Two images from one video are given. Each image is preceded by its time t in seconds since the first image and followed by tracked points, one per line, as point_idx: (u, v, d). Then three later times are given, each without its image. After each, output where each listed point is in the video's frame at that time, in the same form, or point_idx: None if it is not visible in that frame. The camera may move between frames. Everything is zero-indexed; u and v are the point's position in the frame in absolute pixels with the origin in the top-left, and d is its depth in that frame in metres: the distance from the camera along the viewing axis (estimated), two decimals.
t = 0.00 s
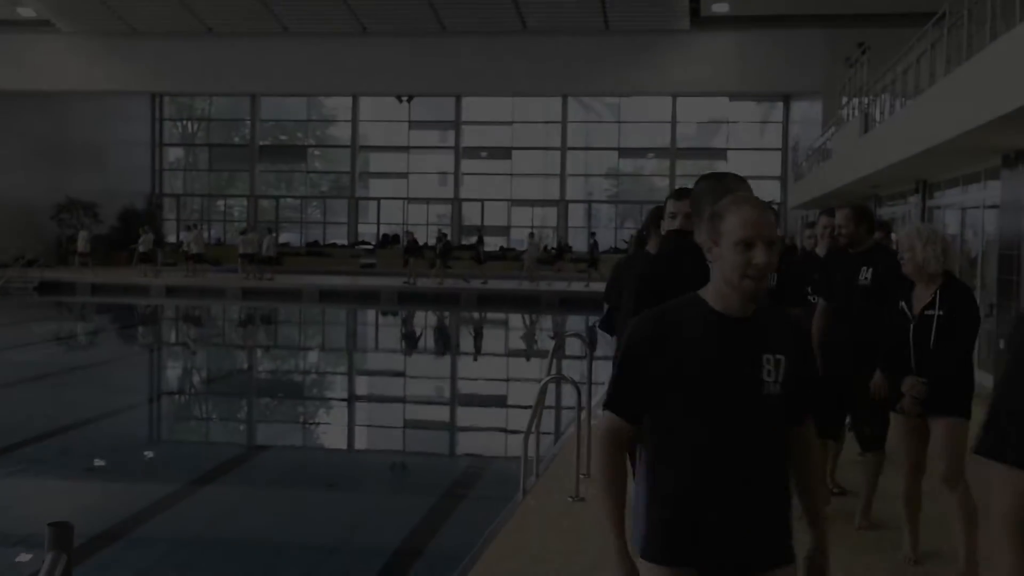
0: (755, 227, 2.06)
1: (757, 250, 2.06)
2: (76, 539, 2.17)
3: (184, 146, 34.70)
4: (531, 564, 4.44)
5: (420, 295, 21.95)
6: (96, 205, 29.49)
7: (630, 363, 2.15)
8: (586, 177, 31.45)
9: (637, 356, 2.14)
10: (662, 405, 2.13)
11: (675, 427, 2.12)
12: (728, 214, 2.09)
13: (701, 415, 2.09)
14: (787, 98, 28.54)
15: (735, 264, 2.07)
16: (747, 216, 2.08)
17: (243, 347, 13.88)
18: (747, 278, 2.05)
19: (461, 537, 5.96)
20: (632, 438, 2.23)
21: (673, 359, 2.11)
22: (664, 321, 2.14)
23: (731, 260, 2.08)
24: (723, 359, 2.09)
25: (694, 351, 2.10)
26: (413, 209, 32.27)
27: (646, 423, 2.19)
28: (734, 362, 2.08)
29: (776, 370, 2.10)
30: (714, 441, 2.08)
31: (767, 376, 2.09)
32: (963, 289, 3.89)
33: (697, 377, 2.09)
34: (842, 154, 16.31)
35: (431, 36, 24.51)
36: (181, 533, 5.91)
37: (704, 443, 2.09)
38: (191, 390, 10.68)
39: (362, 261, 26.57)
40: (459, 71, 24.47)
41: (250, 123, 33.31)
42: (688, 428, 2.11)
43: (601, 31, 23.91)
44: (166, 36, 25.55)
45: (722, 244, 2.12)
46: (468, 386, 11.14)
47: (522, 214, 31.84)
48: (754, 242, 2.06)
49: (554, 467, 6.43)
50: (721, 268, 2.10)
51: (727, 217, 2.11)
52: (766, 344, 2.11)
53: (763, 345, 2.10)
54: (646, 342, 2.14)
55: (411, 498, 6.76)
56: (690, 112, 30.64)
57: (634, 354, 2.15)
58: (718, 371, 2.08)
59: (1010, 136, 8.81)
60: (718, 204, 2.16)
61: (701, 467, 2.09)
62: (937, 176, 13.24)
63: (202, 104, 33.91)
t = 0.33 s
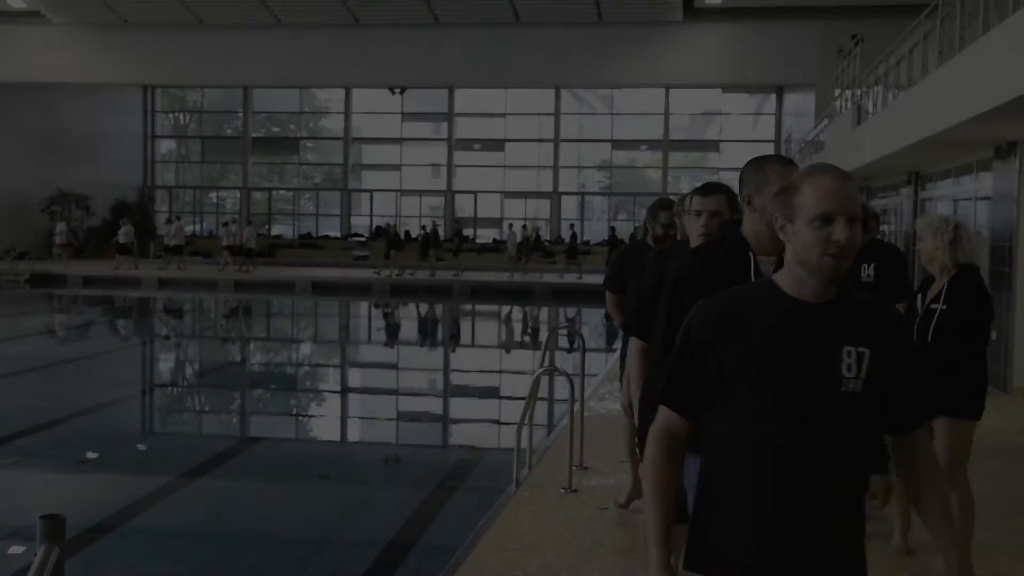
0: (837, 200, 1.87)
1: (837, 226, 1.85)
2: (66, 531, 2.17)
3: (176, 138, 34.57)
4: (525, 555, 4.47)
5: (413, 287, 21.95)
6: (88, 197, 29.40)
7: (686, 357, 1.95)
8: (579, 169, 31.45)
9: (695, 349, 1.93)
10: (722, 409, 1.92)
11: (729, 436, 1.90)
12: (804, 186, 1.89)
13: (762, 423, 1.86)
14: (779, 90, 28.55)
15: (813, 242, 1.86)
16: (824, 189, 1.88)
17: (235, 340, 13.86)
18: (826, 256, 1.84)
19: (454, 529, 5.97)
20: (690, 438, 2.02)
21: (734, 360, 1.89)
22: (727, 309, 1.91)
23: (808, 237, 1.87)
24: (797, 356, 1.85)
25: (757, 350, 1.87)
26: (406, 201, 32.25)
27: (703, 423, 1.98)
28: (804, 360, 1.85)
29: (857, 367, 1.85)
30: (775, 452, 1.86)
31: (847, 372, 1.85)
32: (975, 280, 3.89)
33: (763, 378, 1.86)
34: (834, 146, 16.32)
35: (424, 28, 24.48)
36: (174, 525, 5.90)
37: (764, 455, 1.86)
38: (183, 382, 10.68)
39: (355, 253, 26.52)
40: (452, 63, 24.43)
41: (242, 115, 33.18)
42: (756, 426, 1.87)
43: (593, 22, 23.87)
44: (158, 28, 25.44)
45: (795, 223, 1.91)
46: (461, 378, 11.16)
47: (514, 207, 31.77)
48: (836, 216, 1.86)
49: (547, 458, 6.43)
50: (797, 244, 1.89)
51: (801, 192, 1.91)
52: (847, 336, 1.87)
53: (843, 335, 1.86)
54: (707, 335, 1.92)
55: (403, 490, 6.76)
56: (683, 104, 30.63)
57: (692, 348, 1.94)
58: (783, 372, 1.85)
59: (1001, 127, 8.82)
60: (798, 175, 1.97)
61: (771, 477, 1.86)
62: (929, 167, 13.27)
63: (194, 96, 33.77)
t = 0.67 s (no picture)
0: (901, 208, 1.73)
1: (906, 236, 1.72)
2: (62, 529, 2.17)
3: (171, 136, 34.55)
4: (519, 552, 4.49)
5: (409, 285, 21.93)
6: (82, 195, 29.37)
7: (740, 411, 1.81)
8: (575, 167, 31.45)
9: (751, 403, 1.80)
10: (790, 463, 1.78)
11: (805, 493, 1.77)
12: (865, 199, 1.76)
13: (841, 472, 1.73)
14: (774, 88, 28.59)
15: (879, 260, 1.73)
16: (885, 198, 1.75)
17: (232, 338, 13.86)
18: (899, 272, 1.71)
19: (450, 527, 5.98)
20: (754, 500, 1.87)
21: (799, 407, 1.76)
22: (784, 352, 1.78)
23: (873, 254, 1.74)
24: (876, 398, 1.72)
25: (826, 391, 1.74)
26: (401, 198, 32.24)
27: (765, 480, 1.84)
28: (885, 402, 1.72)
29: (942, 402, 1.74)
30: (859, 502, 1.73)
31: (932, 409, 1.73)
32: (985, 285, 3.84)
33: (839, 421, 1.73)
34: (829, 145, 16.37)
35: (419, 26, 24.47)
36: (171, 522, 5.92)
37: (848, 506, 1.73)
38: (179, 380, 10.69)
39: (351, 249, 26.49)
40: (447, 61, 24.42)
41: (237, 113, 33.13)
42: (834, 470, 1.74)
43: (589, 20, 23.90)
44: (153, 25, 25.41)
45: (855, 238, 1.78)
46: (457, 376, 11.15)
47: (510, 205, 31.55)
48: (905, 225, 1.72)
49: (542, 457, 6.44)
50: (858, 263, 1.76)
51: (860, 203, 1.78)
52: (924, 367, 1.75)
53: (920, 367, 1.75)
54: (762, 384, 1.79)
55: (399, 488, 6.77)
56: (678, 101, 30.64)
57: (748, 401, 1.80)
58: (860, 415, 1.72)
59: (994, 125, 8.84)
60: (849, 184, 1.83)
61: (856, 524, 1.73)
62: (924, 165, 13.33)
63: (188, 94, 33.74)
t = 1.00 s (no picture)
0: None
1: None
2: (62, 527, 2.17)
3: (173, 134, 34.55)
4: (519, 552, 4.48)
5: (409, 283, 21.93)
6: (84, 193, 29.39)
7: (825, 421, 1.47)
8: (576, 166, 31.43)
9: (836, 410, 1.46)
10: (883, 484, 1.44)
11: (900, 526, 1.44)
12: (994, 168, 1.36)
13: (944, 491, 1.40)
14: (775, 87, 28.59)
15: (1010, 245, 1.35)
16: (1015, 166, 1.36)
17: (232, 336, 13.88)
18: None
19: (449, 526, 5.97)
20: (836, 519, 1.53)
21: (899, 407, 1.42)
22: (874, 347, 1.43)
23: (1003, 237, 1.35)
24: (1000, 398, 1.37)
25: (931, 388, 1.40)
26: (402, 197, 32.28)
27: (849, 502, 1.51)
28: (1008, 405, 1.38)
29: None
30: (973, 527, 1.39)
31: None
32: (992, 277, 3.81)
33: (950, 429, 1.39)
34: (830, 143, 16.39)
35: (421, 24, 24.47)
36: (171, 521, 5.92)
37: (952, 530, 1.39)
38: (179, 378, 10.69)
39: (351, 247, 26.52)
40: (448, 60, 24.43)
41: (238, 111, 33.16)
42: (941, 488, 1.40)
43: (590, 19, 23.90)
44: (155, 23, 25.40)
45: (975, 217, 1.38)
46: (458, 374, 11.15)
47: (511, 204, 31.63)
48: None
49: (543, 456, 6.42)
50: (979, 250, 1.37)
51: (985, 173, 1.38)
52: None
53: None
54: (852, 380, 1.44)
55: (399, 487, 6.76)
56: (679, 100, 30.64)
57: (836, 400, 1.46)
58: (974, 423, 1.38)
59: (999, 123, 8.82)
60: (963, 151, 1.43)
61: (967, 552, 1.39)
62: (925, 164, 13.36)
63: (190, 92, 33.72)
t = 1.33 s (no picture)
0: None
1: None
2: (44, 528, 2.16)
3: (159, 133, 34.42)
4: (507, 551, 4.47)
5: (397, 283, 21.88)
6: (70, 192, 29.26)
7: (959, 448, 1.31)
8: (564, 166, 31.44)
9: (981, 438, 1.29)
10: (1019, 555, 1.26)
11: None
12: None
13: None
14: (763, 88, 28.68)
15: None
16: None
17: (219, 336, 13.82)
18: None
19: (437, 526, 5.96)
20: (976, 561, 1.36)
21: None
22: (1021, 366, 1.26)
23: None
24: None
25: None
26: (390, 196, 32.26)
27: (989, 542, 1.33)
28: None
29: None
30: None
31: None
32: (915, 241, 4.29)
33: None
34: (818, 143, 16.42)
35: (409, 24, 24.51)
36: (158, 521, 5.90)
37: None
38: (166, 378, 10.66)
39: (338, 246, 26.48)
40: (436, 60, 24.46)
41: (226, 110, 32.94)
42: None
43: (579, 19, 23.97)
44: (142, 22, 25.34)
45: None
46: (446, 374, 11.16)
47: (499, 203, 31.72)
48: None
49: (530, 455, 6.43)
50: None
51: None
52: None
53: None
54: (982, 439, 1.29)
55: (387, 487, 6.75)
56: (667, 101, 30.70)
57: (968, 445, 1.30)
58: None
59: (984, 125, 8.85)
60: None
61: None
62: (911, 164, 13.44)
63: (177, 91, 33.57)
